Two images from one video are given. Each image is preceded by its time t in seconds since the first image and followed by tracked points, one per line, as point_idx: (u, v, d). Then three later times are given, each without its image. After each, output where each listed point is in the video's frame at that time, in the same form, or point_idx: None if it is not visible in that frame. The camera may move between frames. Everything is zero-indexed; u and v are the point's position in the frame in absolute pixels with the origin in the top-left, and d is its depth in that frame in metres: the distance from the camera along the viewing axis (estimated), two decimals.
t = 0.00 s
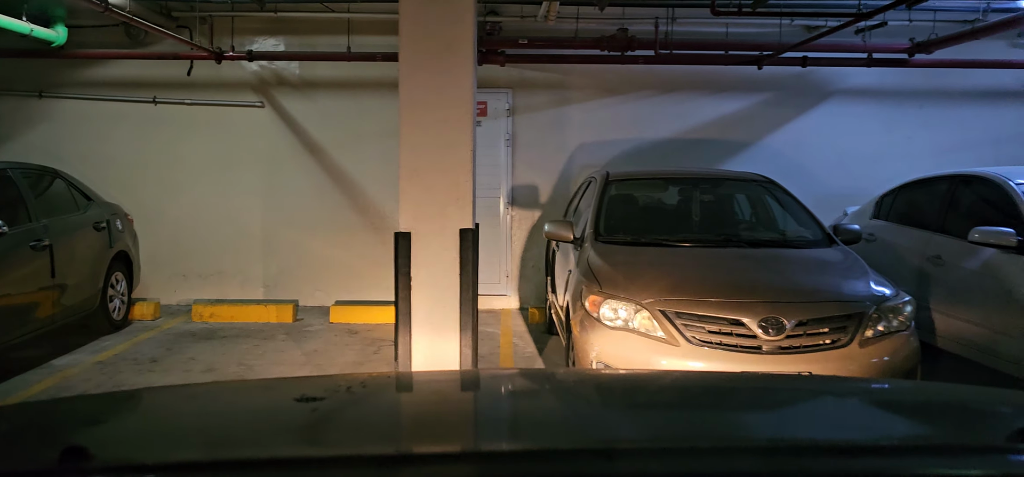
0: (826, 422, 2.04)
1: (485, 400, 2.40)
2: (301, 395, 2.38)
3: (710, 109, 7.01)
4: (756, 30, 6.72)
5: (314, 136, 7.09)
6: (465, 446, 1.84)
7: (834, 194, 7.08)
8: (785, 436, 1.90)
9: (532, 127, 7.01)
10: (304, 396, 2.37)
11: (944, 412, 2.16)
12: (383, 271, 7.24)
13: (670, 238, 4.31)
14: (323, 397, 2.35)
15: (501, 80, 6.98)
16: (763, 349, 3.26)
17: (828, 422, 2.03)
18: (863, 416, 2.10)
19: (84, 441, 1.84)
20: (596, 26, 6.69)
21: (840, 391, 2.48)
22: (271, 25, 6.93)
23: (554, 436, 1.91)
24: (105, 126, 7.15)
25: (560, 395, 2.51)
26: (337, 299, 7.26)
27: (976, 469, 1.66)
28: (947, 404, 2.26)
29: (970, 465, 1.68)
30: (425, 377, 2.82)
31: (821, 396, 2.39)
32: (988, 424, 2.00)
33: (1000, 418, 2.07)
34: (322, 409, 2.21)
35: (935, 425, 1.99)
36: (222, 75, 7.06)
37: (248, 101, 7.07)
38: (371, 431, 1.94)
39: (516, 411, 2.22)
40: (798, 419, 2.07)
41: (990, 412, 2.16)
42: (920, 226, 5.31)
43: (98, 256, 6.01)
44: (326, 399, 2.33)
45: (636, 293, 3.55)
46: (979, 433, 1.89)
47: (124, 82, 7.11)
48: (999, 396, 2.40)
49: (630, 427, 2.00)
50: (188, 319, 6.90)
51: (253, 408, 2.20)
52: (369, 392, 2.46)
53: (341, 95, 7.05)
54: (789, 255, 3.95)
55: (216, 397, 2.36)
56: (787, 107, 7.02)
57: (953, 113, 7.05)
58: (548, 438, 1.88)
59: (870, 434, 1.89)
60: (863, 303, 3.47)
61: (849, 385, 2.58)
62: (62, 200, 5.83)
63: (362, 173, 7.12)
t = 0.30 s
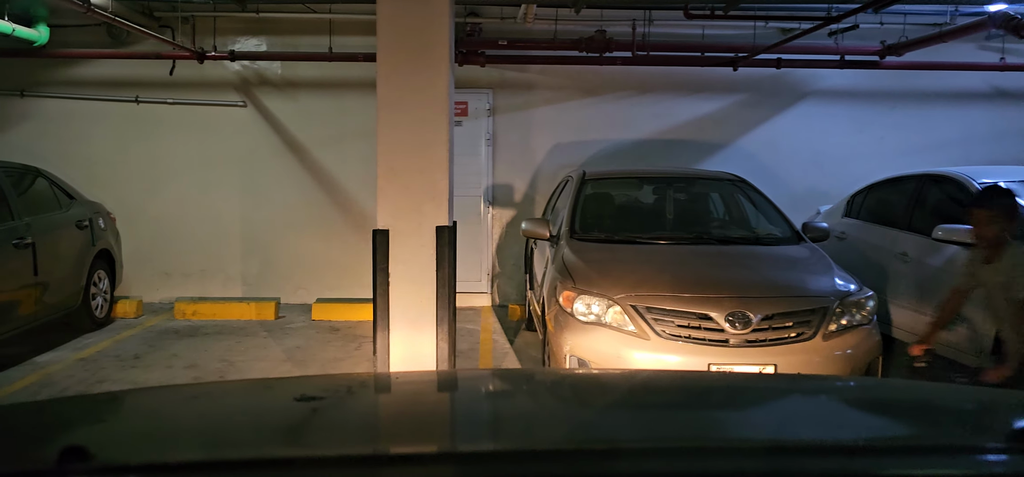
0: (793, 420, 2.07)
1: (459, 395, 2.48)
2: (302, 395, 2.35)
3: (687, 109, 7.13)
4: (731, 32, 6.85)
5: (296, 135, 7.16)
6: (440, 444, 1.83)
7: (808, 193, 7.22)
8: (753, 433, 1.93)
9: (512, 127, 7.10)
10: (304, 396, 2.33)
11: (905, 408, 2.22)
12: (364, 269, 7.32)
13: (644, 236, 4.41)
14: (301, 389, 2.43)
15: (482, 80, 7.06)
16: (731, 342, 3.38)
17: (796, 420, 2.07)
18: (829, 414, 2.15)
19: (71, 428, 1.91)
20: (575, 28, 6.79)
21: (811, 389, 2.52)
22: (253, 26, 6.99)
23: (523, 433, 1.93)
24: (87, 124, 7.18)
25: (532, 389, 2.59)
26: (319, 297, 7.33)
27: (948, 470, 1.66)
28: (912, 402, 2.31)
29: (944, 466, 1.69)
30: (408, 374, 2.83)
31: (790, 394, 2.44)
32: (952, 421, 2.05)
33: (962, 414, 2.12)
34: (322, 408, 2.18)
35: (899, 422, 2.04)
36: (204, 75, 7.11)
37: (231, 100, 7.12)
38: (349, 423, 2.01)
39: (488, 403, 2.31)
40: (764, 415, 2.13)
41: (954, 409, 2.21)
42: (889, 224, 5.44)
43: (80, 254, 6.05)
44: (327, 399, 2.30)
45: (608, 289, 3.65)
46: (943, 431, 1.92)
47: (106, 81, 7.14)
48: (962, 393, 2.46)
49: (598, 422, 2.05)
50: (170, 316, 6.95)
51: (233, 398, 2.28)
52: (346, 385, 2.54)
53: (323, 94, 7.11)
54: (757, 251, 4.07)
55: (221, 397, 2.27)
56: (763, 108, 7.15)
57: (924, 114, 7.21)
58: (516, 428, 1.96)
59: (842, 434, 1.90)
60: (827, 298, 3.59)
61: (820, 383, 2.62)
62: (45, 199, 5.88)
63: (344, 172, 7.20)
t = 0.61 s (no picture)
0: (772, 417, 2.06)
1: (441, 387, 2.56)
2: (305, 394, 2.34)
3: (673, 109, 7.23)
4: (716, 33, 6.96)
5: (286, 134, 7.23)
6: (427, 443, 1.80)
7: (791, 191, 7.34)
8: (727, 424, 2.01)
9: (500, 127, 7.19)
10: (307, 395, 2.33)
11: (873, 401, 2.30)
12: (354, 267, 7.40)
13: (626, 234, 4.51)
14: (289, 383, 2.51)
15: (471, 80, 7.15)
16: (708, 336, 3.48)
17: (769, 416, 2.08)
18: (799, 406, 2.23)
19: (68, 419, 1.98)
20: (561, 29, 6.89)
21: (784, 384, 2.59)
22: (243, 26, 7.06)
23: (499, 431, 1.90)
24: (78, 123, 7.23)
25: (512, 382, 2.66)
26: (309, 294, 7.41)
27: (929, 470, 1.65)
28: (886, 398, 2.35)
29: (916, 456, 1.73)
30: (403, 373, 2.83)
31: (763, 388, 2.52)
32: (923, 418, 2.06)
33: (933, 409, 2.15)
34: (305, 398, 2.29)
35: (871, 417, 2.06)
36: (195, 74, 7.18)
37: (221, 100, 7.20)
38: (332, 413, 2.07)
39: (469, 397, 2.39)
40: (737, 409, 2.17)
41: (928, 405, 2.24)
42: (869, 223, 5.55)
43: (72, 251, 6.12)
44: (330, 397, 2.29)
45: (590, 284, 3.74)
46: (918, 430, 1.92)
47: (97, 80, 7.20)
48: (936, 389, 2.50)
49: (575, 414, 2.13)
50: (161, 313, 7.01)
51: (222, 391, 2.36)
52: (331, 379, 2.63)
53: (313, 93, 7.19)
54: (737, 249, 4.17)
55: (209, 389, 2.37)
56: (747, 108, 7.26)
57: (905, 114, 7.33)
58: (496, 420, 2.04)
59: (825, 432, 1.88)
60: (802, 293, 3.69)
61: (800, 380, 2.66)
62: (37, 197, 5.93)
63: (333, 171, 7.27)
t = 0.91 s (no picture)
0: (756, 414, 2.12)
1: (427, 383, 2.63)
2: (309, 392, 2.36)
3: (662, 110, 7.32)
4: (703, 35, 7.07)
5: (278, 133, 7.31)
6: (415, 434, 1.87)
7: (777, 190, 7.45)
8: (702, 415, 2.09)
9: (490, 126, 7.28)
10: (311, 392, 2.35)
11: (849, 397, 2.37)
12: (346, 265, 7.48)
13: (613, 231, 4.61)
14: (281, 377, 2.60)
15: (463, 80, 7.23)
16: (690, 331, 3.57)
17: (751, 412, 2.15)
18: (775, 400, 2.31)
19: (68, 410, 2.06)
20: (551, 30, 6.99)
21: (763, 381, 2.68)
22: (236, 26, 7.14)
23: (491, 426, 1.95)
24: (72, 122, 7.29)
25: (498, 380, 2.73)
26: (301, 292, 7.49)
27: (909, 469, 1.67)
28: (865, 396, 2.40)
29: (881, 444, 1.81)
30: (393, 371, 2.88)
31: (743, 385, 2.59)
32: (905, 415, 2.10)
33: (915, 408, 2.19)
34: (297, 391, 2.38)
35: (843, 412, 2.14)
36: (188, 74, 7.24)
37: (214, 99, 7.26)
38: (323, 406, 2.14)
39: (457, 391, 2.48)
40: (713, 403, 2.26)
41: (906, 403, 2.29)
42: (851, 221, 5.65)
43: (66, 248, 6.19)
44: (335, 396, 2.31)
45: (576, 281, 3.83)
46: (899, 426, 1.98)
47: (91, 80, 7.26)
48: (914, 387, 2.55)
49: (558, 406, 2.21)
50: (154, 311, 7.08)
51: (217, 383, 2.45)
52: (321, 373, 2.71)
53: (306, 93, 7.26)
54: (720, 247, 4.27)
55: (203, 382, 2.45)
56: (734, 109, 7.36)
57: (890, 115, 7.45)
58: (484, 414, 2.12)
59: (803, 426, 1.96)
60: (783, 290, 3.79)
61: (783, 380, 2.68)
62: (31, 195, 5.99)
63: (326, 170, 7.35)
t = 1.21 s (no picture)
0: (736, 412, 2.18)
1: (416, 380, 2.71)
2: (308, 391, 2.41)
3: (651, 110, 7.42)
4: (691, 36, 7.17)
5: (271, 132, 7.38)
6: (405, 430, 1.94)
7: (764, 189, 7.56)
8: (683, 411, 2.17)
9: (482, 126, 7.36)
10: (310, 392, 2.39)
11: (832, 395, 2.43)
12: (338, 263, 7.55)
13: (600, 230, 4.70)
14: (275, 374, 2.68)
15: (455, 80, 7.31)
16: (674, 327, 3.66)
17: (731, 410, 2.21)
18: (756, 398, 2.38)
19: (70, 406, 2.14)
20: (541, 32, 7.08)
21: (747, 380, 2.74)
22: (229, 26, 7.21)
23: (479, 424, 2.01)
24: (67, 121, 7.35)
25: (485, 377, 2.81)
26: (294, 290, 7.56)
27: (898, 469, 1.68)
28: (846, 393, 2.47)
29: (853, 438, 1.87)
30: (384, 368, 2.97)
31: (727, 383, 2.66)
32: (885, 414, 2.14)
33: (895, 405, 2.23)
34: (291, 387, 2.46)
35: (821, 408, 2.21)
36: (182, 73, 7.31)
37: (208, 99, 7.33)
38: (316, 404, 2.22)
39: (446, 388, 2.55)
40: (695, 400, 2.33)
41: (885, 400, 2.35)
42: (836, 221, 5.75)
43: (62, 246, 6.25)
44: (335, 395, 2.36)
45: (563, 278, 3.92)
46: (883, 423, 2.03)
47: (85, 79, 7.32)
48: (895, 385, 2.61)
49: (544, 404, 2.27)
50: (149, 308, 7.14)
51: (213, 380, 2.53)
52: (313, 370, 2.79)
53: (299, 93, 7.33)
54: (704, 245, 4.36)
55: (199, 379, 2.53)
56: (723, 109, 7.46)
57: (876, 116, 7.55)
58: (474, 411, 2.18)
59: (779, 422, 2.04)
60: (764, 287, 3.88)
61: (766, 380, 2.74)
62: (27, 193, 6.05)
63: (319, 169, 7.42)
